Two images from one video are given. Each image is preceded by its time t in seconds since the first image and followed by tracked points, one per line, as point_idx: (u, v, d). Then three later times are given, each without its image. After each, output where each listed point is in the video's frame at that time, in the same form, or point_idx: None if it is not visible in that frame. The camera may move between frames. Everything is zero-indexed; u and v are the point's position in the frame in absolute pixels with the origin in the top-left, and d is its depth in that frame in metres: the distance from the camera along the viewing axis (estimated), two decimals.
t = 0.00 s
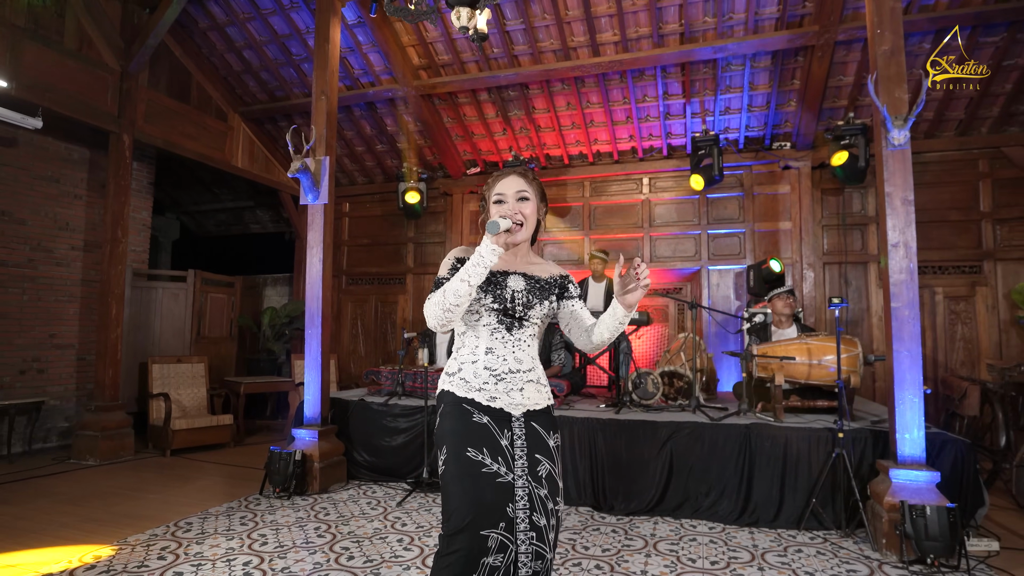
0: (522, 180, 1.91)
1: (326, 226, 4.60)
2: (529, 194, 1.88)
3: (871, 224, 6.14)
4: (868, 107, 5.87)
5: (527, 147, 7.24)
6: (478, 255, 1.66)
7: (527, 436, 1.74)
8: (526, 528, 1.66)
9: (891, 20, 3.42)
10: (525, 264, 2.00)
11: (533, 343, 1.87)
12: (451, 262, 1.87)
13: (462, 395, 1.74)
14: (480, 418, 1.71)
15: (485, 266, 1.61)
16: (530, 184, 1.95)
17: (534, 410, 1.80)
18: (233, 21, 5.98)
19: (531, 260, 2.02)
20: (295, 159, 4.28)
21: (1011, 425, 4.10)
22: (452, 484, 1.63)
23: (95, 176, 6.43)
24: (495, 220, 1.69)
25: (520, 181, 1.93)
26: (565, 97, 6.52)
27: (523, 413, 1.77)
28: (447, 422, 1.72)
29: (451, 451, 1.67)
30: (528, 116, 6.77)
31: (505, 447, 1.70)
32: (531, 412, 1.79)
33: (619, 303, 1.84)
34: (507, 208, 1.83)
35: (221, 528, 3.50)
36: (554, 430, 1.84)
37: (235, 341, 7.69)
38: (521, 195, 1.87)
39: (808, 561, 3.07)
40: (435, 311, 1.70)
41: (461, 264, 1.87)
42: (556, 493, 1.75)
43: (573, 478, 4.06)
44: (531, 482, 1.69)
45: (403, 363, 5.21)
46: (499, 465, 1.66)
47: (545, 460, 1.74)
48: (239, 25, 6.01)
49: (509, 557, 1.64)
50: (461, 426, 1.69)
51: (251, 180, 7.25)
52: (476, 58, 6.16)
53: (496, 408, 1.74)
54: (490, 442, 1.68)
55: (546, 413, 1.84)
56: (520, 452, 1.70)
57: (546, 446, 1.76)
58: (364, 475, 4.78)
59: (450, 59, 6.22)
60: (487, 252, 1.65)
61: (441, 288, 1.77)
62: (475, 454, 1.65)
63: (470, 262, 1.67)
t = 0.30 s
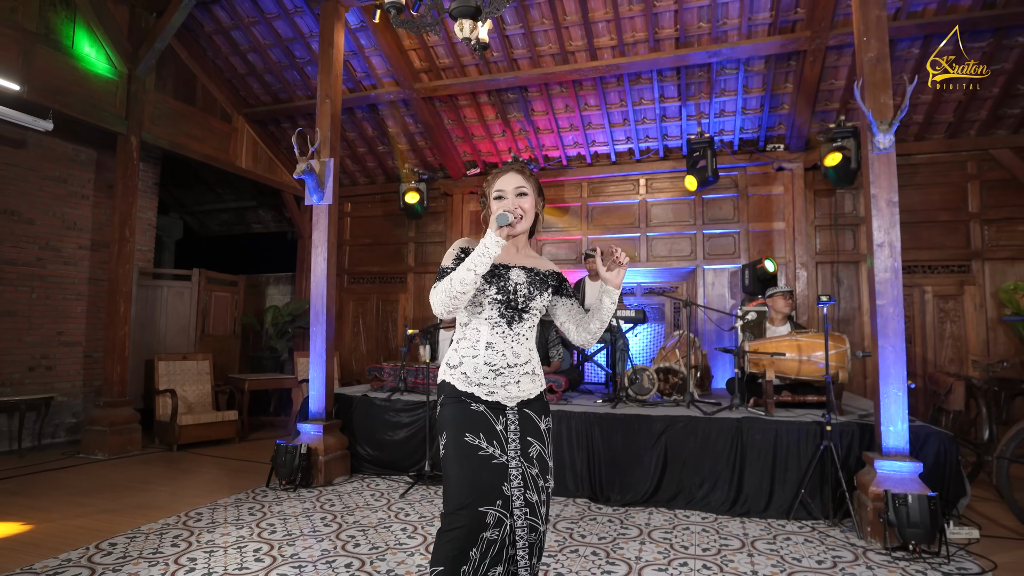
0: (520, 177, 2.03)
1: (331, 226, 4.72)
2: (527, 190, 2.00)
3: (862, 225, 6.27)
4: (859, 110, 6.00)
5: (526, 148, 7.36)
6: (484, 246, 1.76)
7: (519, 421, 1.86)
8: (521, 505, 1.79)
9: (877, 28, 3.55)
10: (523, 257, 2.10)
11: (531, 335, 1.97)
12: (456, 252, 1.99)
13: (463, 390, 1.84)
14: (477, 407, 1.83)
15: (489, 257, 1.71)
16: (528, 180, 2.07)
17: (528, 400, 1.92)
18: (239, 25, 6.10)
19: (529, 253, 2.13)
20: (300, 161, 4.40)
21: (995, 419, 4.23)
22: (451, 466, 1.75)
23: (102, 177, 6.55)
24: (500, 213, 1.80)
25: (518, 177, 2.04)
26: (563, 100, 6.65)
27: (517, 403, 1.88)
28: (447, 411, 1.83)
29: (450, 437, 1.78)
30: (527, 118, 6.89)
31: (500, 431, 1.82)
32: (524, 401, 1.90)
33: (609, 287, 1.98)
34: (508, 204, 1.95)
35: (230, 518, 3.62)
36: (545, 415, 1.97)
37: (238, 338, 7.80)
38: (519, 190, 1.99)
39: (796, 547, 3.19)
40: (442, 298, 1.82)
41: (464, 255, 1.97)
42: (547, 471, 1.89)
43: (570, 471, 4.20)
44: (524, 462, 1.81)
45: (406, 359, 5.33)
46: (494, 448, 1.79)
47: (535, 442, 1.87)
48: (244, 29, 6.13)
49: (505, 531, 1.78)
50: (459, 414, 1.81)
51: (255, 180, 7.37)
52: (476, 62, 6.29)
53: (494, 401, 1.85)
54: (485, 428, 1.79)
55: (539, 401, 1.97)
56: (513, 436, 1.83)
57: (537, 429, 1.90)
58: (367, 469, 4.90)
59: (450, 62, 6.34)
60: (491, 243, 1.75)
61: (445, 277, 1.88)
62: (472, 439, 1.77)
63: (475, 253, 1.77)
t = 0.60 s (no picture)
0: (529, 182, 2.08)
1: (338, 225, 4.82)
2: (537, 195, 2.06)
3: (857, 225, 6.41)
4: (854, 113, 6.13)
5: (527, 148, 7.46)
6: (505, 254, 1.87)
7: (530, 417, 1.98)
8: (533, 495, 1.85)
9: (872, 35, 3.67)
10: (535, 258, 2.19)
11: (551, 336, 2.09)
12: (477, 264, 2.13)
13: (479, 378, 1.96)
14: (491, 399, 1.94)
15: (511, 263, 1.83)
16: (538, 186, 2.11)
17: (537, 398, 2.05)
18: (244, 27, 6.18)
19: (543, 256, 2.23)
20: (309, 162, 4.48)
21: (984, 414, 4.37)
22: (465, 455, 1.84)
23: (107, 176, 6.60)
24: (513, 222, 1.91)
25: (527, 182, 2.09)
26: (564, 102, 6.75)
27: (527, 400, 2.01)
28: (460, 401, 1.93)
29: (464, 426, 1.88)
30: (529, 120, 7.00)
31: (511, 422, 1.92)
32: (533, 398, 2.03)
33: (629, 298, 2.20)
34: (519, 209, 2.01)
35: (243, 511, 3.71)
36: (551, 412, 2.09)
37: (241, 336, 7.88)
38: (530, 197, 2.04)
39: (792, 537, 3.31)
40: (474, 308, 1.90)
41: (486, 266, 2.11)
42: (557, 464, 1.97)
43: (573, 465, 4.31)
44: (535, 453, 1.90)
45: (410, 356, 5.42)
46: (507, 439, 1.88)
47: (546, 435, 1.97)
48: (249, 30, 6.20)
49: (518, 519, 1.84)
50: (474, 405, 1.91)
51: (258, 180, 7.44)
52: (479, 63, 6.39)
53: (506, 394, 1.97)
54: (498, 419, 1.90)
55: (544, 398, 2.10)
56: (524, 427, 1.93)
57: (546, 423, 2.00)
58: (373, 464, 5.01)
59: (453, 64, 6.44)
60: (511, 250, 1.86)
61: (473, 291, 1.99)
62: (487, 430, 1.87)
63: (499, 261, 1.87)
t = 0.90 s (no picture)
0: (528, 184, 2.15)
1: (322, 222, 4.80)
2: (536, 198, 2.13)
3: (826, 229, 6.66)
4: (824, 121, 6.37)
5: (508, 148, 7.52)
6: (503, 251, 1.94)
7: (535, 410, 2.05)
8: (538, 486, 1.95)
9: (844, 49, 3.85)
10: (531, 260, 2.26)
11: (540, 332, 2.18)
12: (473, 259, 2.16)
13: (483, 376, 2.01)
14: (498, 394, 1.99)
15: (509, 261, 1.89)
16: (536, 188, 2.19)
17: (538, 388, 2.13)
18: (223, 19, 6.07)
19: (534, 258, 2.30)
20: (293, 158, 4.46)
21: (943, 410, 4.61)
22: (475, 451, 1.89)
23: (76, 168, 6.42)
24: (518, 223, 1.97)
25: (527, 184, 2.16)
26: (546, 103, 6.82)
27: (530, 391, 2.09)
28: (468, 399, 1.98)
29: (472, 423, 1.93)
30: (510, 120, 7.05)
31: (518, 417, 1.99)
32: (535, 388, 2.11)
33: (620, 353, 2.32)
34: (519, 211, 2.08)
35: (225, 509, 3.68)
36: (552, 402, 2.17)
37: (215, 333, 7.74)
38: (529, 199, 2.11)
39: (768, 527, 3.45)
40: (466, 300, 1.99)
41: (483, 262, 2.14)
42: (559, 456, 2.06)
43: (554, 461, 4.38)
44: (541, 446, 1.98)
45: (391, 354, 5.42)
46: (514, 433, 1.94)
47: (549, 428, 2.05)
48: (228, 23, 6.10)
49: (524, 510, 1.93)
50: (481, 401, 1.96)
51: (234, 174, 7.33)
52: (461, 62, 6.41)
53: (511, 386, 2.04)
54: (506, 415, 1.96)
55: (544, 390, 2.17)
56: (531, 421, 2.00)
57: (548, 416, 2.08)
58: (354, 461, 5.00)
59: (436, 63, 6.45)
60: (510, 249, 1.93)
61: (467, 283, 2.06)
62: (496, 426, 1.92)
63: (496, 258, 1.94)
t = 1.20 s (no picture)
0: (537, 178, 2.18)
1: (308, 218, 4.74)
2: (544, 190, 2.16)
3: (802, 230, 6.84)
4: (802, 125, 6.55)
5: (492, 146, 7.52)
6: (503, 230, 1.95)
7: (537, 406, 2.06)
8: (542, 479, 1.98)
9: (828, 55, 3.96)
10: (534, 253, 2.24)
11: (546, 329, 2.18)
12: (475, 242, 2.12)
13: (490, 378, 2.02)
14: (502, 391, 2.02)
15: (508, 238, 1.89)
16: (544, 182, 2.21)
17: (543, 383, 2.15)
18: (203, 9, 5.93)
19: (537, 251, 2.28)
20: (281, 153, 4.39)
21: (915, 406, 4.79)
22: (483, 448, 1.90)
23: (47, 159, 6.21)
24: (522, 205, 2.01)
25: (535, 178, 2.19)
26: (531, 102, 6.84)
27: (534, 387, 2.10)
28: (474, 397, 2.00)
29: (478, 421, 1.94)
30: (495, 118, 7.05)
31: (521, 412, 2.00)
32: (539, 384, 2.12)
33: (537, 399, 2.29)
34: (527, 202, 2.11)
35: (214, 509, 3.62)
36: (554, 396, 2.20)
37: (191, 330, 7.57)
38: (537, 191, 2.15)
39: (754, 520, 3.55)
40: (450, 264, 1.95)
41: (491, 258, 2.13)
42: (559, 448, 2.09)
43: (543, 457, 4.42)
44: (543, 440, 2.00)
45: (377, 351, 5.38)
46: (518, 428, 1.95)
47: (550, 422, 2.08)
48: (209, 14, 5.97)
49: (530, 502, 1.96)
50: (485, 398, 1.98)
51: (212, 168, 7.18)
52: (448, 60, 6.39)
53: (516, 387, 2.06)
54: (508, 410, 1.97)
55: (548, 385, 2.19)
56: (534, 417, 2.02)
57: (550, 410, 2.11)
58: (341, 459, 4.97)
59: (422, 60, 6.42)
60: (508, 228, 1.95)
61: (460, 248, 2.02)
62: (501, 422, 1.93)
63: (493, 233, 1.94)
